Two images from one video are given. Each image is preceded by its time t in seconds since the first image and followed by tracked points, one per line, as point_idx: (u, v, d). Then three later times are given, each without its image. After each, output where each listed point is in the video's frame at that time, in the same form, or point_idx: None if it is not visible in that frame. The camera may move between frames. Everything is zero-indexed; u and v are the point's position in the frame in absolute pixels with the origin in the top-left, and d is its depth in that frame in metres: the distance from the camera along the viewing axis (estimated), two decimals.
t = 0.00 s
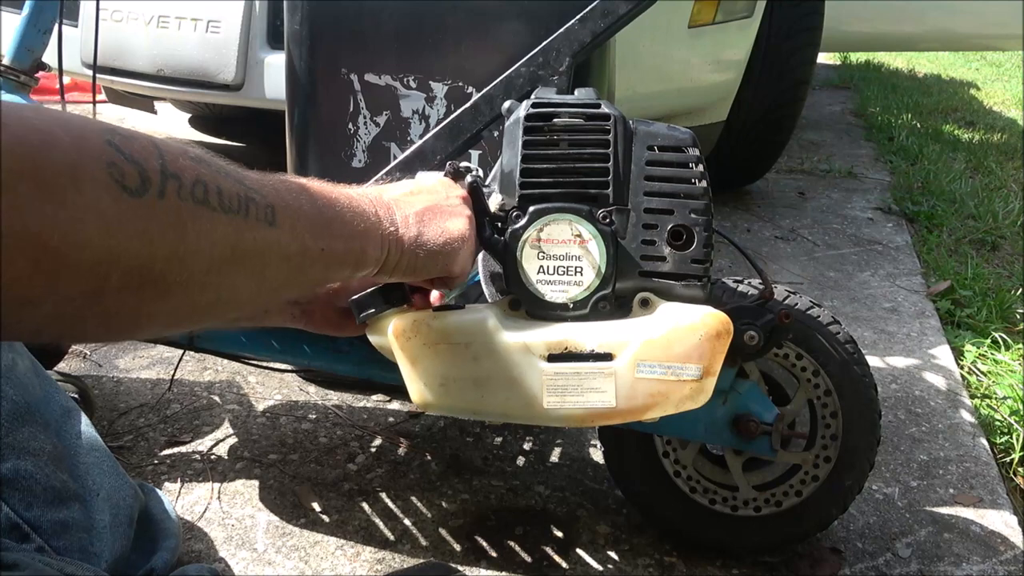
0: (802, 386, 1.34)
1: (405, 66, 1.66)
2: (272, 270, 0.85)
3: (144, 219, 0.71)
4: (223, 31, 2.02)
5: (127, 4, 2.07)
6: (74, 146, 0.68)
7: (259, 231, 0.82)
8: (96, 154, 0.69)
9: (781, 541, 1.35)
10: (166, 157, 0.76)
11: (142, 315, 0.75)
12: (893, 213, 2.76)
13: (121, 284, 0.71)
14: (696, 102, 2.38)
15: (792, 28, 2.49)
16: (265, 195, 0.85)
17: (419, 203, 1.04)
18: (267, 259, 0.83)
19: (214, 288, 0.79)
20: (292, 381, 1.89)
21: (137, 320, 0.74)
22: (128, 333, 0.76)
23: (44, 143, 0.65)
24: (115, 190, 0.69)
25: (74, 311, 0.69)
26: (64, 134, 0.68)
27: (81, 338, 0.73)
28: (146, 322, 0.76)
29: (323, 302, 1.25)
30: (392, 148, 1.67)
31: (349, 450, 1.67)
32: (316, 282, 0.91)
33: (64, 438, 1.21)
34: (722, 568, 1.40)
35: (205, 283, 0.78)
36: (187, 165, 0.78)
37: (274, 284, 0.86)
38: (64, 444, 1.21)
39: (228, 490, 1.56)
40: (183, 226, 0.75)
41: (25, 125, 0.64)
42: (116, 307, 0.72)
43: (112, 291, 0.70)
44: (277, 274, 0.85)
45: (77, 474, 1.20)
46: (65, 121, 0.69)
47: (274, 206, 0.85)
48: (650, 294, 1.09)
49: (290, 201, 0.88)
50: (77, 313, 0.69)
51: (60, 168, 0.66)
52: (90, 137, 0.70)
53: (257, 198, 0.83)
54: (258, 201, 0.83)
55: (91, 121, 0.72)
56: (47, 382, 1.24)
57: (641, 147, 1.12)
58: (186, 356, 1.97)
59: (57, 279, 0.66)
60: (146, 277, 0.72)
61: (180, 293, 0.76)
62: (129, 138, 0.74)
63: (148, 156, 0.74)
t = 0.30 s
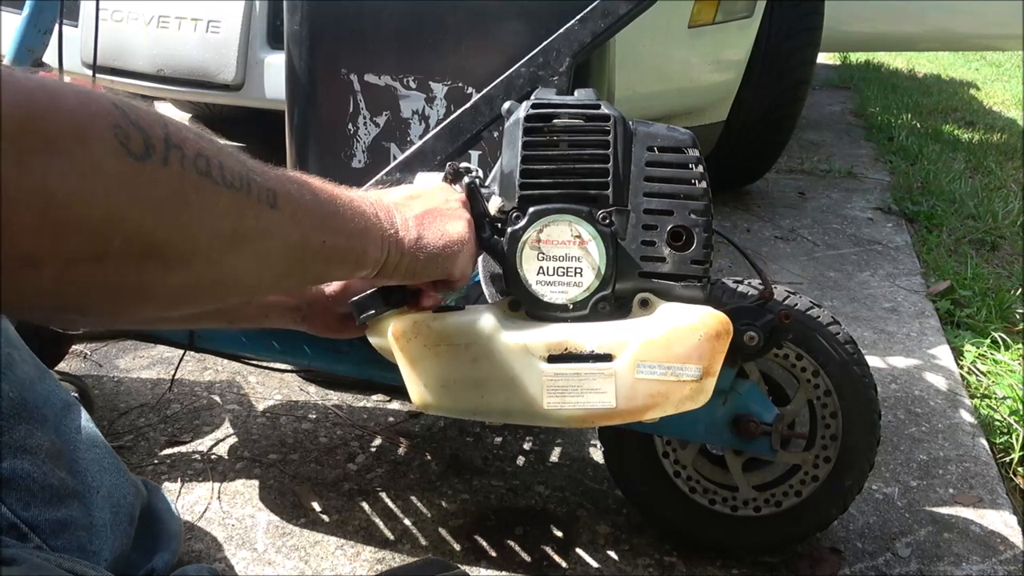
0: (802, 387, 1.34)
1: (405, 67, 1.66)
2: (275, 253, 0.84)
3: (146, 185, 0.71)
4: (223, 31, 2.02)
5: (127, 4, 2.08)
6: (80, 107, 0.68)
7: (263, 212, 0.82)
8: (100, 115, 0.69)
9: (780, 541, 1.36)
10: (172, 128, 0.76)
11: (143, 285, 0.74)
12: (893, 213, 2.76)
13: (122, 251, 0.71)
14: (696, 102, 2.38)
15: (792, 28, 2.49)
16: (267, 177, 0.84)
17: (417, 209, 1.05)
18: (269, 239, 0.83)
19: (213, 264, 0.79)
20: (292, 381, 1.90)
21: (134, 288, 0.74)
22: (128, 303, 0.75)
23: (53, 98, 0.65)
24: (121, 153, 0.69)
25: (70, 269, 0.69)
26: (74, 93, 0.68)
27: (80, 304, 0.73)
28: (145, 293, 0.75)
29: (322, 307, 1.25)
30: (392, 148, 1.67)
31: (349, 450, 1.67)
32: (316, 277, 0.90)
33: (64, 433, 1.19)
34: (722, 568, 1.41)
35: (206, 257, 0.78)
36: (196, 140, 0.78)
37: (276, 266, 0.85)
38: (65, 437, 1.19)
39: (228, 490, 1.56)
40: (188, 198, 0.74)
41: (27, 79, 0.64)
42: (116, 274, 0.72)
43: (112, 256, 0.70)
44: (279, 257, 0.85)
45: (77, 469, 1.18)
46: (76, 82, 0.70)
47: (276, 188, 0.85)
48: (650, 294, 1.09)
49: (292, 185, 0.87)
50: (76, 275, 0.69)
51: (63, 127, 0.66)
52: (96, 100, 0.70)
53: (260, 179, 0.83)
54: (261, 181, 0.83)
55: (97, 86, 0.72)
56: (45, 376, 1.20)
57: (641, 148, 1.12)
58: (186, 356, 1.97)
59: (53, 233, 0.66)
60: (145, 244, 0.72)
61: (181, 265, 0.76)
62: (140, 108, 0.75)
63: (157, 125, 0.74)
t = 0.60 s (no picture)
0: (802, 386, 1.34)
1: (405, 66, 1.66)
2: (279, 242, 0.84)
3: (158, 166, 0.71)
4: (223, 31, 2.02)
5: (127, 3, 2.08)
6: (92, 85, 0.68)
7: (269, 201, 0.82)
8: (111, 94, 0.69)
9: (780, 541, 1.36)
10: (181, 115, 0.76)
11: (150, 266, 0.73)
12: (893, 213, 2.76)
13: (133, 231, 0.70)
14: (696, 102, 2.38)
15: (792, 28, 2.49)
16: (273, 168, 0.85)
17: (416, 214, 1.04)
18: (276, 226, 0.83)
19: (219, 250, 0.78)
20: (292, 381, 1.89)
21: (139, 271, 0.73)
22: (135, 285, 0.74)
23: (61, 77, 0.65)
24: (132, 133, 0.69)
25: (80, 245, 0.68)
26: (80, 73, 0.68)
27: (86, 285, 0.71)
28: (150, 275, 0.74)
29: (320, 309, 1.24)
30: (392, 148, 1.67)
31: (349, 450, 1.67)
32: (319, 275, 0.90)
33: (64, 432, 1.19)
34: (723, 568, 1.40)
35: (214, 241, 0.77)
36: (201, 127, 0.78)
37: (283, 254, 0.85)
38: (64, 435, 1.19)
39: (228, 490, 1.56)
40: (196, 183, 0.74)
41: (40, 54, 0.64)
42: (124, 253, 0.71)
43: (122, 235, 0.70)
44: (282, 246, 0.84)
45: (76, 466, 1.18)
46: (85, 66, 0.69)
47: (282, 179, 0.85)
48: (650, 291, 1.09)
49: (298, 178, 0.88)
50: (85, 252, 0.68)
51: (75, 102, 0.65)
52: (107, 80, 0.70)
53: (266, 169, 0.83)
54: (266, 171, 0.83)
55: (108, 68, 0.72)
56: (46, 373, 1.21)
57: (640, 147, 1.12)
58: (186, 356, 1.97)
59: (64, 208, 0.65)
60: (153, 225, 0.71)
61: (190, 247, 0.75)
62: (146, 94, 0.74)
63: (166, 110, 0.74)
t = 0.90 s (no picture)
0: (802, 385, 1.34)
1: (405, 66, 1.66)
2: (282, 273, 0.84)
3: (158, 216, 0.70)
4: (223, 31, 2.02)
5: (127, 3, 2.08)
6: (81, 149, 0.67)
7: (266, 231, 0.82)
8: (101, 154, 0.68)
9: (780, 541, 1.36)
10: (170, 161, 0.76)
11: (161, 323, 0.73)
12: (893, 213, 2.76)
13: (140, 289, 0.69)
14: (696, 102, 2.39)
15: (792, 28, 2.49)
16: (265, 198, 0.85)
17: (405, 204, 1.05)
18: (278, 256, 0.83)
19: (227, 293, 0.77)
20: (292, 381, 1.90)
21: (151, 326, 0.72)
22: (148, 344, 0.73)
23: (50, 146, 0.64)
24: (125, 191, 0.68)
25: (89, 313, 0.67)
26: (66, 135, 0.67)
27: (98, 353, 0.70)
28: (162, 332, 0.73)
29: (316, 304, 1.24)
30: (392, 148, 1.67)
31: (349, 450, 1.67)
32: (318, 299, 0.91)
33: (68, 442, 1.18)
34: (722, 568, 1.40)
35: (224, 282, 0.77)
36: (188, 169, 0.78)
37: (290, 282, 0.85)
38: (70, 445, 1.19)
39: (228, 490, 1.56)
40: (194, 230, 0.74)
41: (28, 122, 0.63)
42: (133, 313, 0.70)
43: (130, 293, 0.69)
44: (285, 277, 0.84)
45: (81, 476, 1.17)
46: (69, 126, 0.68)
47: (275, 207, 0.85)
48: (651, 290, 1.09)
49: (292, 203, 0.88)
50: (98, 318, 0.67)
51: (70, 168, 0.65)
52: (94, 139, 0.69)
53: (260, 199, 0.84)
54: (260, 201, 0.83)
55: (94, 127, 0.71)
56: (52, 387, 1.23)
57: (640, 145, 1.12)
58: (185, 356, 1.97)
59: (71, 278, 0.64)
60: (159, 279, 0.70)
61: (199, 295, 0.75)
62: (130, 143, 0.74)
63: (152, 158, 0.73)
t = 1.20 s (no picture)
0: (802, 385, 1.34)
1: (405, 66, 1.66)
2: (267, 313, 0.84)
3: (137, 285, 0.71)
4: (223, 31, 2.02)
5: (127, 3, 2.08)
6: (61, 222, 0.67)
7: (251, 276, 0.82)
8: (82, 224, 0.68)
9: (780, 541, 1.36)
10: (151, 216, 0.76)
11: (144, 383, 0.74)
12: (893, 213, 2.76)
13: (123, 355, 0.71)
14: (696, 102, 2.39)
15: (791, 28, 2.49)
16: (250, 238, 0.85)
17: (398, 219, 1.05)
18: (260, 303, 0.83)
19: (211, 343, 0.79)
20: (292, 381, 1.90)
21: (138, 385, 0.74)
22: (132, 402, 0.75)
23: (32, 224, 0.64)
24: (106, 261, 0.69)
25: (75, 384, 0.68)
26: (47, 208, 0.66)
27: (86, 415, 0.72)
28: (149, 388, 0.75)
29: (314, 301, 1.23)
30: (392, 148, 1.67)
31: (349, 450, 1.67)
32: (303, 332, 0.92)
33: (69, 442, 1.17)
34: (722, 568, 1.40)
35: (205, 337, 0.78)
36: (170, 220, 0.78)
37: (272, 325, 0.86)
38: (70, 444, 1.17)
39: (228, 490, 1.56)
40: (174, 289, 0.74)
41: (7, 200, 0.63)
42: (117, 376, 0.71)
43: (109, 362, 0.70)
44: (270, 317, 0.85)
45: (81, 476, 1.17)
46: (49, 194, 0.68)
47: (261, 249, 0.85)
48: (651, 290, 1.09)
49: (277, 240, 0.88)
50: (76, 388, 0.69)
51: (50, 245, 0.65)
52: (75, 206, 0.69)
53: (244, 241, 0.84)
54: (245, 245, 0.83)
55: (75, 188, 0.70)
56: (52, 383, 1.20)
57: (641, 145, 1.12)
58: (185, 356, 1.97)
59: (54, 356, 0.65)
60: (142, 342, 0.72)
61: (180, 353, 0.76)
62: (111, 201, 0.73)
63: (134, 218, 0.73)
